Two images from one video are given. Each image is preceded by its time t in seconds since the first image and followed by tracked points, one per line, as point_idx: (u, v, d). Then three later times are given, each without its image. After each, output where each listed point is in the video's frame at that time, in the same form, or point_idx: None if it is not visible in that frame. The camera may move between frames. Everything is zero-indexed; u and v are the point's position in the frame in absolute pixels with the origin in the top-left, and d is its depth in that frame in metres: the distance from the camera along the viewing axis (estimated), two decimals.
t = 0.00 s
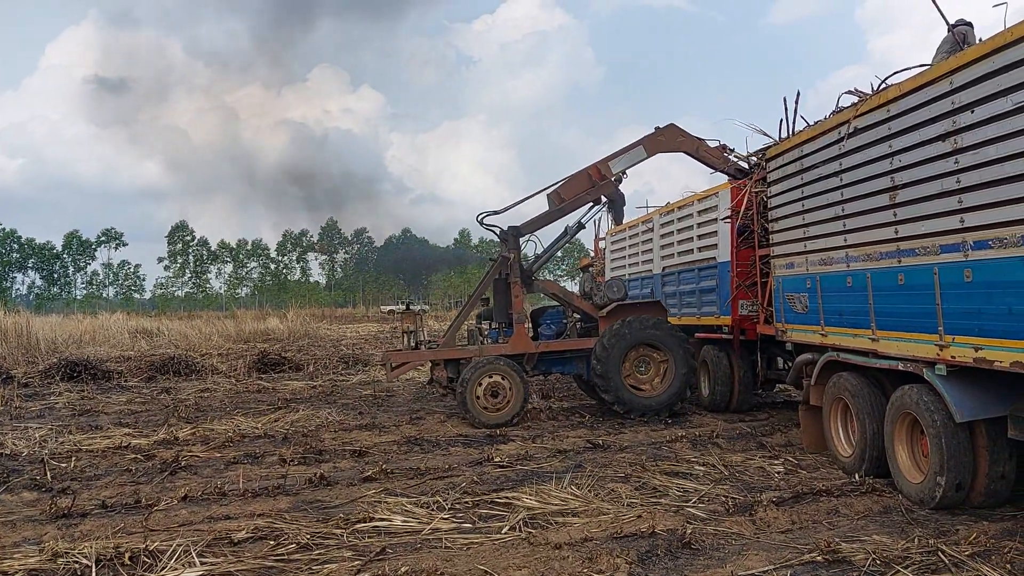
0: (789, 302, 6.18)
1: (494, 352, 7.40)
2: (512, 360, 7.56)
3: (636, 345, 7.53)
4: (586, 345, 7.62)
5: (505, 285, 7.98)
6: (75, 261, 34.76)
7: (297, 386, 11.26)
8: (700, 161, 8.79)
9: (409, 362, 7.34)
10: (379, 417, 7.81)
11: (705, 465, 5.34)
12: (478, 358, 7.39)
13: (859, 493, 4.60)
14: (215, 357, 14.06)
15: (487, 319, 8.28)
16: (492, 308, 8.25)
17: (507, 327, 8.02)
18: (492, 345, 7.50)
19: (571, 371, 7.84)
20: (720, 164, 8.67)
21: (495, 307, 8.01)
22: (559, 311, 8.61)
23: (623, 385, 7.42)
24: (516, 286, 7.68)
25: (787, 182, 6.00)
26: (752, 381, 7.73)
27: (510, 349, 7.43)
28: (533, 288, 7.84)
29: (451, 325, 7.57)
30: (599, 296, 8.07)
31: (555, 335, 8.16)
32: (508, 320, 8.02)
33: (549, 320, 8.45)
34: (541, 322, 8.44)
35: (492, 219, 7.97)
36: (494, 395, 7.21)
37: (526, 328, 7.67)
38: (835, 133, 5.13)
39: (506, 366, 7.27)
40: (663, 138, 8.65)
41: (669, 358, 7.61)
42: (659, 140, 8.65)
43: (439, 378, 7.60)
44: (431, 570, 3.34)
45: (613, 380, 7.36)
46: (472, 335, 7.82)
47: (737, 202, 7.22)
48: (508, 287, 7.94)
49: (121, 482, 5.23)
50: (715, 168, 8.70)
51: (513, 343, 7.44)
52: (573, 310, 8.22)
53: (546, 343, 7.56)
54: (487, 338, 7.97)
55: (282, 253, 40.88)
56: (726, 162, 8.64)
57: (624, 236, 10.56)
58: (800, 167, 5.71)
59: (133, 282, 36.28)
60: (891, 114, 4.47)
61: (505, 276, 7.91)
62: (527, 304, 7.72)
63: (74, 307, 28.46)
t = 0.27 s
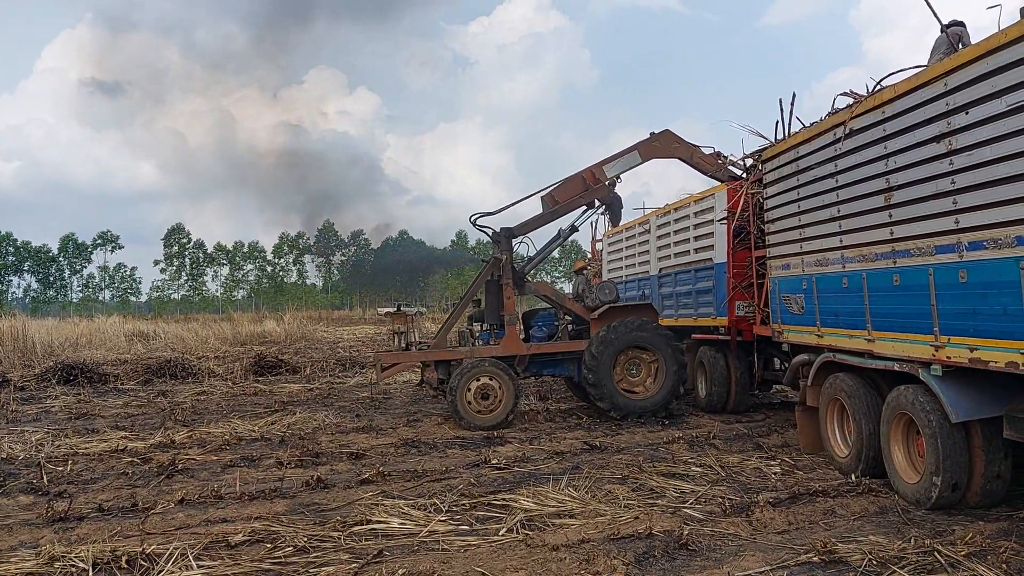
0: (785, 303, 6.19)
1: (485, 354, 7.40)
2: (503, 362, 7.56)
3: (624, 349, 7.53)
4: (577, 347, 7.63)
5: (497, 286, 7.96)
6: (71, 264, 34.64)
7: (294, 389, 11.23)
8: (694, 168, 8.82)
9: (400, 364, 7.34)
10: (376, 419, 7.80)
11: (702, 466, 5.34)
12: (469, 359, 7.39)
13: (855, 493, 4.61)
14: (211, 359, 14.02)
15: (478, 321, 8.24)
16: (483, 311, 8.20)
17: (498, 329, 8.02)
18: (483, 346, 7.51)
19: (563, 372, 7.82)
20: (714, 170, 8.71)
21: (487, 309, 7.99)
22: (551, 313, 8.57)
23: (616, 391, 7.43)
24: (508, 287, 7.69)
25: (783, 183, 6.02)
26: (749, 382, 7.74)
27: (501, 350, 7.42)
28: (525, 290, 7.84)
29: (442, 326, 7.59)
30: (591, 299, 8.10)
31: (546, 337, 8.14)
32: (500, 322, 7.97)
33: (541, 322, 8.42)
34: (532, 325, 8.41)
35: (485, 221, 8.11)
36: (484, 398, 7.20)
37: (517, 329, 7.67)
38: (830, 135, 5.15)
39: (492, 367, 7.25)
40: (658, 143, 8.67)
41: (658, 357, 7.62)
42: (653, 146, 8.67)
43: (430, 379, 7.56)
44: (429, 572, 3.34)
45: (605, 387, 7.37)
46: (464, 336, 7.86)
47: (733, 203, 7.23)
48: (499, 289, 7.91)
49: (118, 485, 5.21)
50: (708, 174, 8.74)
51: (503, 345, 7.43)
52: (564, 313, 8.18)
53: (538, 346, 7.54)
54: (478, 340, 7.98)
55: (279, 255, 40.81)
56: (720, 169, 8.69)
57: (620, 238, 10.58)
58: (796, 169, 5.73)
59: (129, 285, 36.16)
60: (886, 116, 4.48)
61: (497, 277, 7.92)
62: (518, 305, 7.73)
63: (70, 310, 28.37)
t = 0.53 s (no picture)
0: (782, 303, 6.20)
1: (473, 354, 7.39)
2: (492, 362, 7.55)
3: (608, 353, 7.52)
4: (565, 347, 7.63)
5: (486, 287, 7.93)
6: (69, 265, 34.55)
7: (292, 389, 11.22)
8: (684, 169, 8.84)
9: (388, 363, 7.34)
10: (374, 420, 7.80)
11: (698, 466, 5.35)
12: (457, 359, 7.38)
13: (851, 492, 4.62)
14: (210, 360, 14.01)
15: (467, 320, 8.21)
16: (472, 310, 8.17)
17: (487, 329, 8.01)
18: (471, 346, 7.49)
19: (551, 373, 7.81)
20: (704, 171, 8.73)
21: (475, 308, 7.91)
22: (540, 312, 8.52)
23: (607, 396, 7.43)
24: (497, 287, 7.70)
25: (778, 184, 6.03)
26: (745, 382, 7.75)
27: (489, 350, 7.40)
28: (514, 290, 7.84)
29: (430, 326, 7.58)
30: (580, 299, 8.14)
31: (535, 337, 8.15)
32: (489, 322, 7.94)
33: (529, 322, 8.38)
34: (520, 324, 8.37)
35: (474, 222, 8.10)
36: (472, 398, 7.22)
37: (506, 329, 7.67)
38: (826, 135, 5.16)
39: (474, 368, 7.22)
40: (647, 144, 8.69)
41: (644, 356, 7.63)
42: (642, 146, 8.68)
43: (419, 378, 7.67)
44: (426, 571, 3.34)
45: (596, 393, 7.38)
46: (452, 336, 7.86)
47: (729, 204, 7.24)
48: (489, 289, 7.89)
49: (116, 486, 5.20)
50: (699, 174, 8.75)
51: (492, 345, 7.42)
52: (553, 313, 8.16)
53: (526, 346, 7.53)
54: (466, 339, 7.98)
55: (277, 256, 40.82)
56: (710, 170, 8.70)
57: (617, 239, 10.59)
58: (792, 169, 5.74)
59: (127, 286, 36.08)
60: (881, 116, 4.49)
61: (487, 278, 7.88)
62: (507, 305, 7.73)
63: (68, 311, 28.30)
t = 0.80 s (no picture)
0: (776, 304, 6.20)
1: (463, 355, 7.39)
2: (483, 363, 7.55)
3: (597, 356, 7.52)
4: (556, 349, 7.63)
5: (478, 289, 7.89)
6: (69, 266, 34.51)
7: (291, 390, 11.22)
8: (674, 167, 8.84)
9: (380, 363, 7.35)
10: (371, 421, 7.80)
11: (692, 467, 5.35)
12: (448, 360, 7.39)
13: (844, 493, 4.62)
14: (209, 361, 14.00)
15: (459, 321, 8.19)
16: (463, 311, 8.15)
17: (478, 330, 8.00)
18: (462, 347, 7.50)
19: (543, 374, 7.82)
20: (696, 169, 8.73)
21: (467, 311, 7.92)
22: (531, 314, 8.50)
23: (600, 400, 7.44)
24: (489, 289, 7.71)
25: (773, 185, 6.04)
26: (741, 383, 7.75)
27: (480, 351, 7.41)
28: (505, 291, 7.84)
29: (422, 328, 7.57)
30: (571, 301, 8.18)
31: (527, 338, 8.12)
32: (480, 323, 7.93)
33: (521, 323, 8.37)
34: (512, 326, 8.36)
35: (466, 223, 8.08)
36: (463, 398, 7.20)
37: (497, 331, 7.66)
38: (819, 137, 5.17)
39: (462, 369, 7.22)
40: (637, 142, 8.69)
41: (634, 356, 7.62)
42: (632, 145, 8.69)
43: (410, 379, 7.66)
44: (419, 572, 3.34)
45: (588, 396, 7.38)
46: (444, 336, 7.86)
47: (724, 205, 7.25)
48: (480, 290, 7.88)
49: (112, 487, 5.20)
50: (691, 173, 8.74)
51: (483, 347, 7.43)
52: (545, 315, 8.15)
53: (517, 348, 7.54)
54: (457, 340, 7.98)
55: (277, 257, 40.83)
56: (701, 168, 8.70)
57: (613, 240, 10.59)
58: (786, 171, 5.75)
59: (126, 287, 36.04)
60: (873, 118, 4.49)
61: (478, 280, 7.88)
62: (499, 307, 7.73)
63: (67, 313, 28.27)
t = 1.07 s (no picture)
0: (768, 307, 6.22)
1: (458, 358, 7.40)
2: (477, 365, 7.56)
3: (592, 358, 7.52)
4: (551, 351, 7.63)
5: (472, 292, 7.85)
6: (67, 268, 34.46)
7: (287, 392, 11.21)
8: (667, 168, 8.86)
9: (376, 366, 7.37)
10: (366, 423, 7.80)
11: (683, 469, 5.36)
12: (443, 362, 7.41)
13: (833, 495, 4.63)
14: (206, 363, 13.99)
15: (453, 324, 8.20)
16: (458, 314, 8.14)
17: (473, 333, 8.02)
18: (457, 350, 7.51)
19: (537, 376, 7.83)
20: (688, 170, 8.75)
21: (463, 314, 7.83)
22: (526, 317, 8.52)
23: (595, 402, 7.43)
24: (483, 291, 7.72)
25: (764, 188, 6.06)
26: (735, 385, 7.76)
27: (475, 354, 7.42)
28: (500, 294, 7.87)
29: (417, 330, 7.58)
30: (566, 304, 8.21)
31: (522, 341, 8.17)
32: (475, 325, 7.89)
33: (516, 326, 8.40)
34: (507, 328, 8.38)
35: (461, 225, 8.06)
36: (458, 400, 7.19)
37: (492, 333, 7.68)
38: (809, 141, 5.19)
39: (456, 371, 7.20)
40: (629, 145, 8.71)
41: (628, 358, 7.63)
42: (625, 147, 8.71)
43: (405, 382, 7.65)
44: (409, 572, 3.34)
45: (583, 398, 7.37)
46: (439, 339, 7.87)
47: (717, 208, 7.27)
48: (475, 293, 7.83)
49: (106, 489, 5.19)
50: (683, 174, 8.77)
51: (477, 349, 7.43)
52: (540, 317, 8.18)
53: (512, 350, 7.51)
54: (453, 343, 8.00)
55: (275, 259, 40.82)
56: (693, 169, 8.72)
57: (608, 242, 10.60)
58: (777, 174, 5.76)
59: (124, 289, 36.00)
60: (862, 123, 4.51)
61: (473, 282, 7.86)
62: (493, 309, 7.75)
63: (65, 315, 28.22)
